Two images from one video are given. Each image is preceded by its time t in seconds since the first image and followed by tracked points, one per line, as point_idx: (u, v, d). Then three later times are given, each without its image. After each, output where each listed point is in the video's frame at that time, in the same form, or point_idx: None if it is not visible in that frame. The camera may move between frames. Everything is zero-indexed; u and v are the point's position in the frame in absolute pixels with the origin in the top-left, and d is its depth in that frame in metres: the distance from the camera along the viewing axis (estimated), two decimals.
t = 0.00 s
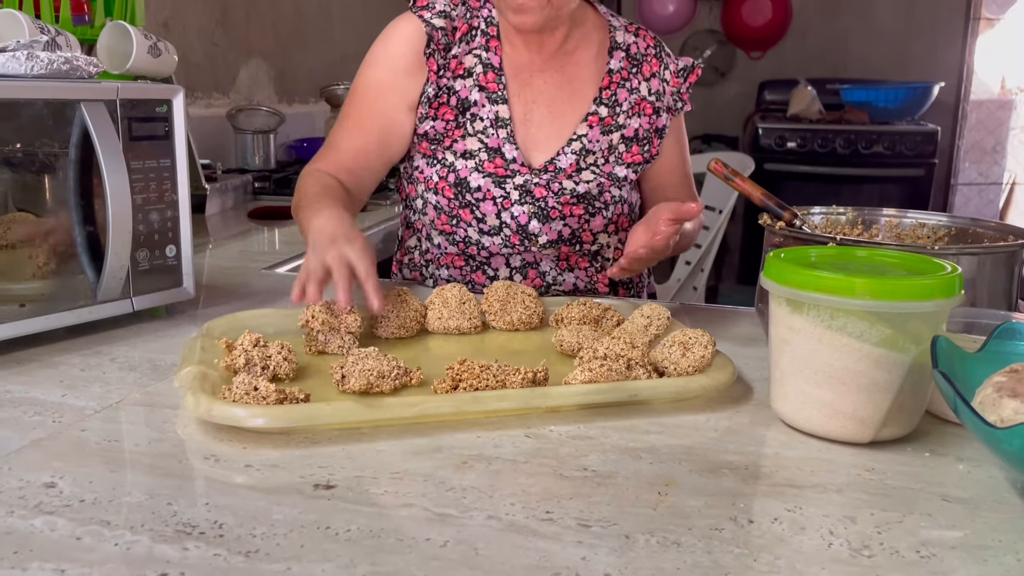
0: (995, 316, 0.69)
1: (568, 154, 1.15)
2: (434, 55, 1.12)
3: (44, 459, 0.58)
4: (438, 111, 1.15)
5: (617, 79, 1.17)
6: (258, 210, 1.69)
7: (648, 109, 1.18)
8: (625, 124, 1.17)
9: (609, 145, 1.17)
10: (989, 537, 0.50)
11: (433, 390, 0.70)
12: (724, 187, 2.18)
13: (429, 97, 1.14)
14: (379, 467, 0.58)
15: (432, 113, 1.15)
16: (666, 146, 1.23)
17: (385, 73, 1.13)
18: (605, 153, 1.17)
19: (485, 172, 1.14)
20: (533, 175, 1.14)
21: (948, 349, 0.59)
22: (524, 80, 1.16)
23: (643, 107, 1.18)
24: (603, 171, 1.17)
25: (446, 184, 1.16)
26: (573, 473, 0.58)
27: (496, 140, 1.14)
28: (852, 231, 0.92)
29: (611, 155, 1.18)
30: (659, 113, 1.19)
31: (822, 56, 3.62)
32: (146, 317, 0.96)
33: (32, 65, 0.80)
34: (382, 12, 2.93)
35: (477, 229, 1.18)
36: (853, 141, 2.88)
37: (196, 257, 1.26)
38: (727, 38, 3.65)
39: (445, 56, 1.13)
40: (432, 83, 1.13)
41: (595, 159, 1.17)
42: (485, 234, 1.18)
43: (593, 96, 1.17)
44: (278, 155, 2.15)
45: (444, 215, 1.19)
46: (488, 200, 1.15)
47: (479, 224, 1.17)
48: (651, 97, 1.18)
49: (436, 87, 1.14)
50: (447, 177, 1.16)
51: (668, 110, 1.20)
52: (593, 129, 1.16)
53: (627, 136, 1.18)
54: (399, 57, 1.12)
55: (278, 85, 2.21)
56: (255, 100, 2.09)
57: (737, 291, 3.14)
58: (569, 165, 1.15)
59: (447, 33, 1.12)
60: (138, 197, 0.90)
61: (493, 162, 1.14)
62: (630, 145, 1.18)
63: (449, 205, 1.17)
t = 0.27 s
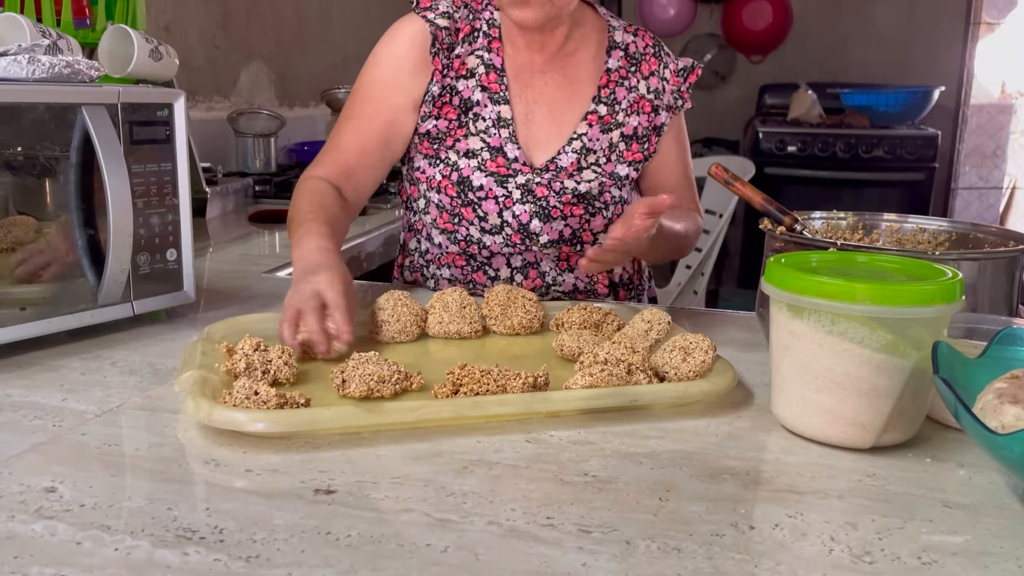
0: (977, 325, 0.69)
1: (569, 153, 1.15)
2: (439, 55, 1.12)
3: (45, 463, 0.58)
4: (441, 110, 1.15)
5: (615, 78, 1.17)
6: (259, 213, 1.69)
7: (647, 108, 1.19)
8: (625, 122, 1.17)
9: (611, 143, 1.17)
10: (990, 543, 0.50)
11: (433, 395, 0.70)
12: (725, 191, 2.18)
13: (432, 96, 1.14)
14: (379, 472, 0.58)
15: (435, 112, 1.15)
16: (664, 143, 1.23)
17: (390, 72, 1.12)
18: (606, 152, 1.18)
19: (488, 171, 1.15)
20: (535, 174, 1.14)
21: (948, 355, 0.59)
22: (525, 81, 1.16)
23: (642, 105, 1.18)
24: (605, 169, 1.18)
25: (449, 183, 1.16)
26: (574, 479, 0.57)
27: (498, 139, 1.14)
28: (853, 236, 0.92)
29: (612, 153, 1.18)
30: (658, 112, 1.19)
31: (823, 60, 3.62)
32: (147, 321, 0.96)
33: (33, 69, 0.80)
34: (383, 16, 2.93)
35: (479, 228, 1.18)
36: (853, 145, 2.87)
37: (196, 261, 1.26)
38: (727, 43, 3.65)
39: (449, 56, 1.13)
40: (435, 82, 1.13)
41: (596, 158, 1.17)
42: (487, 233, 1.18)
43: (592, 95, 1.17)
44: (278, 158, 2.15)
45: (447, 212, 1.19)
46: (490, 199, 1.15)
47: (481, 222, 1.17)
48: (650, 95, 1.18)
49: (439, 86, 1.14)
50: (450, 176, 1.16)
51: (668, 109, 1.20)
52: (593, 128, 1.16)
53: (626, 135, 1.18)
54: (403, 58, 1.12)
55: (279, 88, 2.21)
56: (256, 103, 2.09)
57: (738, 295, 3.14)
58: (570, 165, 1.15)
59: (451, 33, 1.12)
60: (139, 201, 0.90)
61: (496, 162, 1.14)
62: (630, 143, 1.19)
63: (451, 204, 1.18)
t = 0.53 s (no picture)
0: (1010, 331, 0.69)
1: (558, 151, 1.17)
2: (433, 55, 1.16)
3: (44, 466, 0.58)
4: (439, 111, 1.18)
5: (602, 73, 1.17)
6: (259, 217, 1.69)
7: (629, 102, 1.18)
8: (610, 116, 1.18)
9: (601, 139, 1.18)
10: (989, 548, 0.50)
11: (432, 398, 0.70)
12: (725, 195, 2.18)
13: (429, 96, 1.18)
14: (379, 476, 0.58)
15: (434, 113, 1.19)
16: (635, 144, 1.20)
17: (394, 77, 1.17)
18: (595, 147, 1.18)
19: (479, 171, 1.17)
20: (524, 174, 1.16)
21: (948, 359, 0.59)
22: (520, 83, 1.18)
23: (626, 99, 1.18)
24: (596, 164, 1.18)
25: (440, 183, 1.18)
26: (573, 483, 0.58)
27: (490, 139, 1.17)
28: (852, 240, 0.92)
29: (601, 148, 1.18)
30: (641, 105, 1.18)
31: (823, 64, 3.63)
32: (146, 324, 0.96)
33: (35, 72, 0.80)
34: (384, 19, 2.94)
35: (468, 227, 1.20)
36: (853, 149, 2.87)
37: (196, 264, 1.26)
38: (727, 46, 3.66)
39: (444, 57, 1.17)
40: (429, 82, 1.17)
41: (586, 154, 1.17)
42: (476, 232, 1.20)
43: (580, 92, 1.18)
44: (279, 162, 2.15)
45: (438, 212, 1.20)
46: (479, 198, 1.17)
47: (471, 221, 1.19)
48: (634, 89, 1.18)
49: (437, 86, 1.18)
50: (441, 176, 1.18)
51: (654, 106, 1.18)
52: (581, 124, 1.17)
53: (610, 129, 1.18)
54: (404, 59, 1.17)
55: (280, 91, 2.22)
56: (256, 106, 2.09)
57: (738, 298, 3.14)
58: (560, 163, 1.17)
59: (446, 36, 1.17)
60: (140, 204, 0.91)
61: (487, 161, 1.17)
62: (613, 138, 1.19)
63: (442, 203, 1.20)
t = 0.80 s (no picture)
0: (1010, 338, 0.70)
1: (559, 152, 1.18)
2: (436, 56, 1.19)
3: (45, 471, 0.58)
4: (443, 111, 1.19)
5: (604, 75, 1.18)
6: (260, 220, 1.69)
7: (632, 104, 1.18)
8: (612, 117, 1.18)
9: (603, 138, 1.18)
10: (990, 555, 0.50)
11: (433, 403, 0.70)
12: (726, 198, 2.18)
13: (435, 96, 1.20)
14: (380, 481, 0.58)
15: (438, 112, 1.20)
16: (636, 145, 1.20)
17: (398, 78, 1.21)
18: (597, 148, 1.18)
19: (481, 171, 1.18)
20: (527, 175, 1.17)
21: (948, 366, 0.59)
22: (523, 84, 1.19)
23: (628, 100, 1.18)
24: (598, 164, 1.18)
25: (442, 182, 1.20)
26: (574, 488, 0.58)
27: (493, 140, 1.18)
28: (853, 245, 0.92)
29: (603, 149, 1.19)
30: (643, 108, 1.18)
31: (823, 68, 3.63)
32: (148, 328, 0.96)
33: (36, 77, 0.80)
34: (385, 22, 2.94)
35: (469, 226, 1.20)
36: (854, 153, 2.89)
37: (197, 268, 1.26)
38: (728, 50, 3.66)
39: (449, 58, 1.19)
40: (433, 83, 1.20)
41: (589, 154, 1.18)
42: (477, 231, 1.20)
43: (582, 93, 1.18)
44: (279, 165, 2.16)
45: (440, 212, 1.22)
46: (481, 198, 1.18)
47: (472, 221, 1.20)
48: (636, 91, 1.18)
49: (442, 87, 1.19)
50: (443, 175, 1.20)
51: (655, 108, 1.19)
52: (584, 125, 1.18)
53: (612, 130, 1.18)
54: (408, 61, 1.20)
55: (281, 94, 2.22)
56: (257, 110, 2.10)
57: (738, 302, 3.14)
58: (562, 163, 1.17)
59: (450, 38, 1.20)
60: (141, 208, 0.91)
61: (490, 162, 1.18)
62: (613, 139, 1.19)
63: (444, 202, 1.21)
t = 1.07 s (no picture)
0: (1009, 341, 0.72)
1: (565, 153, 1.19)
2: (445, 53, 1.19)
3: (46, 474, 0.58)
4: (450, 110, 1.20)
5: (610, 78, 1.19)
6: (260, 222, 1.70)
7: (638, 106, 1.19)
8: (618, 119, 1.19)
9: (609, 140, 1.19)
10: (990, 560, 0.50)
11: (433, 407, 0.70)
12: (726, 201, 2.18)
13: (442, 95, 1.21)
14: (380, 485, 0.58)
15: (444, 111, 1.21)
16: (645, 147, 1.20)
17: (405, 67, 1.18)
18: (603, 149, 1.19)
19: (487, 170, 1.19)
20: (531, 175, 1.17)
21: (949, 371, 0.59)
22: (528, 86, 1.19)
23: (634, 103, 1.19)
24: (603, 165, 1.19)
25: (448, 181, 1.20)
26: (574, 492, 0.58)
27: (499, 140, 1.19)
28: (852, 249, 0.92)
29: (608, 150, 1.19)
30: (648, 111, 1.19)
31: (823, 71, 3.63)
32: (148, 331, 0.96)
33: (38, 80, 0.80)
34: (386, 24, 2.95)
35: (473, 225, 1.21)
36: (854, 156, 2.88)
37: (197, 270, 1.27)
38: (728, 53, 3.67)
39: (457, 56, 1.20)
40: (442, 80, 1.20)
41: (594, 155, 1.19)
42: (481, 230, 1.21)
43: (587, 96, 1.19)
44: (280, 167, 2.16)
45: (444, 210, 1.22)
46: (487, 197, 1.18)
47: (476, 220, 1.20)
48: (642, 93, 1.19)
49: (449, 86, 1.20)
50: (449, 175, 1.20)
51: (661, 112, 1.19)
52: (589, 127, 1.19)
53: (618, 132, 1.19)
54: (417, 54, 1.18)
55: (282, 97, 2.22)
56: (258, 112, 2.10)
57: (739, 305, 3.14)
58: (567, 164, 1.19)
59: (459, 36, 1.20)
60: (142, 211, 0.91)
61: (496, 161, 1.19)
62: (620, 141, 1.20)
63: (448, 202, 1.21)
